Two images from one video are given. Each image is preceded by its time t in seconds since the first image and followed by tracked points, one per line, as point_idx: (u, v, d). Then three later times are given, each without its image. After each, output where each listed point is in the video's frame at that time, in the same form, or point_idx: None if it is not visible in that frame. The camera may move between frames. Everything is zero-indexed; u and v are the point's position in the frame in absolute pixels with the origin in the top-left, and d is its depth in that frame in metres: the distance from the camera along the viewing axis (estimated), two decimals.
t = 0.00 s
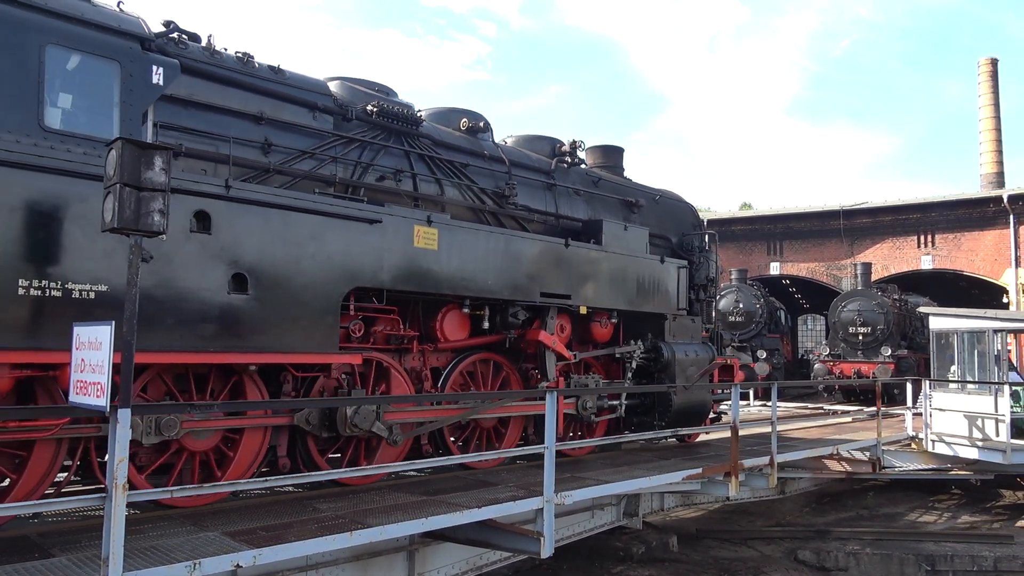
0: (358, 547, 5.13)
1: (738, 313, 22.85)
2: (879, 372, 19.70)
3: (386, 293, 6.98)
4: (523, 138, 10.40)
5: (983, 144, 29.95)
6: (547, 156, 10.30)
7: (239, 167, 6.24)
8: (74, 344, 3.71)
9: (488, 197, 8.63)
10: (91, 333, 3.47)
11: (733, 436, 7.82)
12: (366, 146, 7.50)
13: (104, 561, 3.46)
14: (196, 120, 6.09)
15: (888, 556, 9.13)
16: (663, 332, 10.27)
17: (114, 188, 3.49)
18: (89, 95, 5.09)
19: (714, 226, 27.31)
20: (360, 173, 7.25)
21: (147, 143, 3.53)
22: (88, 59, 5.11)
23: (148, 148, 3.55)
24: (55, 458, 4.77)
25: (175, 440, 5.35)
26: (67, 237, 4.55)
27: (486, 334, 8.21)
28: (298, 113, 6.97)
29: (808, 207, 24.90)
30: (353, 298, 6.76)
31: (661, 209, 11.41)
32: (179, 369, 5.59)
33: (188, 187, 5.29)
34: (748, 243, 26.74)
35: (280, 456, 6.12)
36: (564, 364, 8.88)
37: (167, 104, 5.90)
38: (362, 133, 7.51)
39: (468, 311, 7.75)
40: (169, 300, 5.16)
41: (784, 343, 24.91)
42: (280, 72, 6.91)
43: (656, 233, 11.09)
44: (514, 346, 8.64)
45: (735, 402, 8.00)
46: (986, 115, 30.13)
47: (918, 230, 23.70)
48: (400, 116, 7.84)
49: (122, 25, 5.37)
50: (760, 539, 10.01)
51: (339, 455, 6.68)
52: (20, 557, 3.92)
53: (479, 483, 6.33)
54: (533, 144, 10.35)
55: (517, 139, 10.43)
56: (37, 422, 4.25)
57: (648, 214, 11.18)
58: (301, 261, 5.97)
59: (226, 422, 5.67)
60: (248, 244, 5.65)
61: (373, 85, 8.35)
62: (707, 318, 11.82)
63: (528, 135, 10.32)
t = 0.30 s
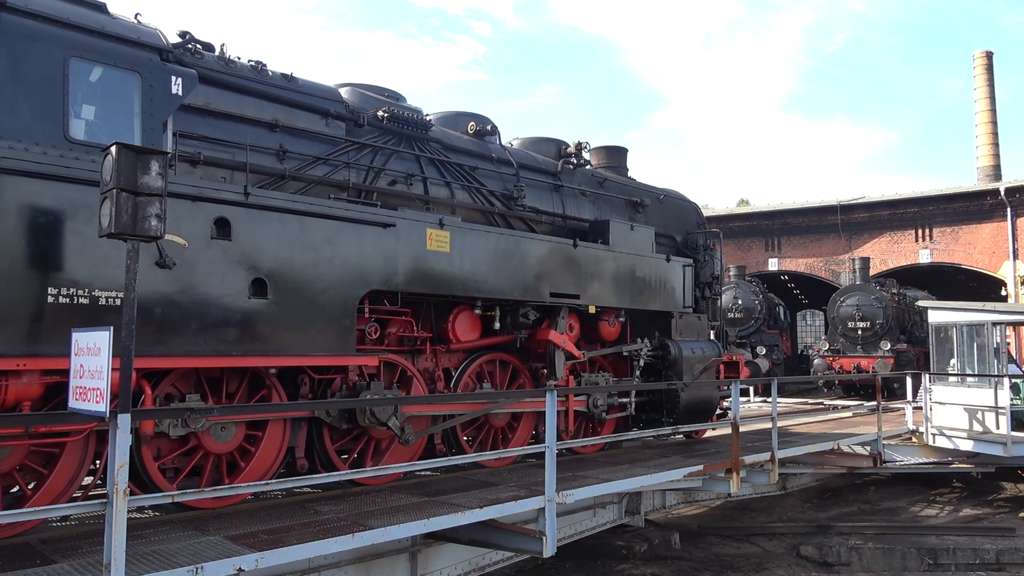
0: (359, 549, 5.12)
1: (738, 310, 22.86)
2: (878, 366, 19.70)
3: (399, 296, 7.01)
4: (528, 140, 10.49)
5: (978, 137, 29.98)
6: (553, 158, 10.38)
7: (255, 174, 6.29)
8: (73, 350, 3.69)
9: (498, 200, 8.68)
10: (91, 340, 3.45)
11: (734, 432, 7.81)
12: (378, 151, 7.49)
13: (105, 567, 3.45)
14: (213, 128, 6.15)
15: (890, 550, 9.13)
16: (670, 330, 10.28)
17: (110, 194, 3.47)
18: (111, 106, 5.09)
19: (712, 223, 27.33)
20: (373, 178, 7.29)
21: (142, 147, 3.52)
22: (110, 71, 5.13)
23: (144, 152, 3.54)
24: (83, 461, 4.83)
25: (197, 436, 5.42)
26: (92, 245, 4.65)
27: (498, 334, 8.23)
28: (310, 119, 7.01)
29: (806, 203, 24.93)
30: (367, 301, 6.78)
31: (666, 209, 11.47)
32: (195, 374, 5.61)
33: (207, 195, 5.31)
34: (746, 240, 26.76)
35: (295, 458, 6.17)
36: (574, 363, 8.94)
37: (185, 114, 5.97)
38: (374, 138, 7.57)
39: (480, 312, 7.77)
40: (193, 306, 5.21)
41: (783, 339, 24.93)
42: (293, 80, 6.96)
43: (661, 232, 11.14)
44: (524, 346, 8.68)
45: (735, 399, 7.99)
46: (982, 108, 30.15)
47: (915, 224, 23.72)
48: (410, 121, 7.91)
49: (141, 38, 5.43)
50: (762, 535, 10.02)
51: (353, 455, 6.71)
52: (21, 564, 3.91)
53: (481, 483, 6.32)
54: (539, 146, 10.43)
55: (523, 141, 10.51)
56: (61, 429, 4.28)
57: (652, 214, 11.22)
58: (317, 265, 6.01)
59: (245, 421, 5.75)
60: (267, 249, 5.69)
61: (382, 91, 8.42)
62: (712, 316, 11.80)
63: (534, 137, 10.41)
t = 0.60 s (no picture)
0: (359, 548, 5.12)
1: (737, 308, 22.85)
2: (878, 364, 19.70)
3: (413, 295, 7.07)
4: (536, 141, 10.52)
5: (977, 135, 30.00)
6: (561, 159, 10.41)
7: (274, 176, 6.41)
8: (73, 349, 3.68)
9: (508, 200, 8.77)
10: (92, 340, 3.43)
11: (734, 431, 7.81)
12: (392, 153, 7.63)
13: (105, 566, 3.45)
14: (233, 131, 6.29)
15: (890, 548, 9.13)
16: (677, 328, 10.30)
17: (109, 193, 3.46)
18: (135, 110, 5.22)
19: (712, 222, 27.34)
20: (387, 180, 7.38)
21: (141, 146, 3.51)
22: (135, 76, 5.24)
23: (143, 151, 3.54)
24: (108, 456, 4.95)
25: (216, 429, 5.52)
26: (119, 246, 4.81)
27: (509, 333, 8.24)
28: (326, 122, 7.12)
29: (806, 201, 24.95)
30: (382, 302, 6.84)
31: (672, 209, 11.49)
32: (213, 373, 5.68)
33: (229, 196, 5.43)
34: (746, 238, 26.77)
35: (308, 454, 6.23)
36: (584, 361, 8.96)
37: (206, 117, 6.12)
38: (388, 141, 7.67)
39: (492, 311, 7.80)
40: (216, 306, 5.30)
41: (783, 337, 24.93)
42: (308, 83, 7.07)
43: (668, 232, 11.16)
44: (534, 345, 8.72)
45: (735, 397, 7.99)
46: (981, 106, 30.15)
47: (915, 222, 23.73)
48: (423, 123, 7.99)
49: (162, 42, 5.49)
50: (761, 533, 10.03)
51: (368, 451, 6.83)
52: (21, 563, 3.91)
53: (480, 482, 6.31)
54: (547, 147, 10.47)
55: (531, 142, 10.53)
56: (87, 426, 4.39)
57: (659, 214, 11.24)
58: (335, 266, 6.09)
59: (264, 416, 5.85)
60: (286, 250, 5.76)
61: (395, 93, 8.53)
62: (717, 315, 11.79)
63: (542, 137, 10.45)
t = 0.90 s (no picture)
0: (359, 545, 5.12)
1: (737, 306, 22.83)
2: (878, 363, 19.70)
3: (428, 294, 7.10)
4: (545, 141, 10.54)
5: (977, 133, 30.02)
6: (570, 159, 10.42)
7: (292, 177, 6.44)
8: (73, 347, 3.67)
9: (519, 200, 8.81)
10: (92, 337, 3.42)
11: (733, 429, 7.81)
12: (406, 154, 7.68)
13: (105, 563, 3.45)
14: (252, 133, 6.35)
15: (889, 546, 9.14)
16: (684, 327, 10.34)
17: (109, 189, 3.45)
18: (158, 112, 5.39)
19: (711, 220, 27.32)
20: (401, 180, 7.45)
21: (141, 143, 3.50)
22: (159, 79, 5.43)
23: (142, 148, 3.52)
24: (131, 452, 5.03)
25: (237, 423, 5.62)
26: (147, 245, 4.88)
27: (519, 331, 8.29)
28: (342, 124, 7.18)
29: (805, 200, 24.95)
30: (397, 300, 6.82)
31: (679, 209, 11.51)
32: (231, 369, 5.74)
33: (250, 197, 5.48)
34: (746, 236, 26.76)
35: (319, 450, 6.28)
36: (594, 359, 9.01)
37: (225, 118, 6.18)
38: (402, 142, 7.72)
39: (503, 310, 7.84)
40: (239, 305, 5.37)
41: (782, 335, 24.94)
42: (324, 85, 7.14)
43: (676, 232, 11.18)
44: (544, 344, 8.74)
45: (734, 395, 7.98)
46: (981, 104, 30.15)
47: (915, 220, 23.73)
48: (436, 124, 8.04)
49: (185, 45, 5.68)
50: (761, 531, 10.04)
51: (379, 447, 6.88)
52: (21, 560, 3.90)
53: (480, 479, 6.31)
54: (556, 147, 10.48)
55: (540, 142, 10.56)
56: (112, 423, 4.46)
57: (666, 213, 11.27)
58: (353, 265, 6.15)
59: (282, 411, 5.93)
60: (305, 250, 5.83)
61: (408, 95, 8.60)
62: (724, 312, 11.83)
63: (550, 138, 10.46)
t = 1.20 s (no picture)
0: (360, 542, 5.12)
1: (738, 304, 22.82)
2: (878, 362, 19.70)
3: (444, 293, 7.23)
4: (555, 141, 10.56)
5: (979, 132, 29.96)
6: (579, 160, 10.46)
7: (312, 178, 6.55)
8: (73, 344, 3.68)
9: (531, 200, 8.90)
10: (92, 334, 3.43)
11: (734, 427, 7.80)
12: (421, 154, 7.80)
13: (106, 560, 3.44)
14: (273, 134, 6.46)
15: (889, 545, 9.14)
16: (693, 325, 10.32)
17: (110, 186, 3.45)
18: (184, 114, 5.58)
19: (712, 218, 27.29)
20: (417, 181, 7.56)
21: (142, 140, 3.50)
22: (184, 81, 5.64)
23: (144, 145, 3.52)
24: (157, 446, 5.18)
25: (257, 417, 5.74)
26: (175, 244, 5.06)
27: (531, 329, 8.41)
28: (360, 126, 7.27)
29: (806, 199, 24.92)
30: (412, 299, 6.96)
31: (687, 208, 11.55)
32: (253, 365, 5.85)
33: (273, 198, 5.65)
34: (747, 235, 26.74)
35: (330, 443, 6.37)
36: (604, 357, 9.12)
37: (247, 120, 6.29)
38: (419, 143, 7.82)
39: (516, 308, 7.96)
40: (263, 302, 5.54)
41: (783, 334, 24.93)
42: (342, 87, 7.23)
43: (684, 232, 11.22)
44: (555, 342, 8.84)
45: (735, 393, 7.97)
46: (983, 103, 30.08)
47: (916, 219, 23.70)
48: (451, 125, 8.12)
49: (208, 49, 5.90)
50: (761, 530, 10.04)
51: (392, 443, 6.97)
52: (21, 556, 3.90)
53: (480, 477, 6.32)
54: (566, 147, 10.50)
55: (549, 142, 10.58)
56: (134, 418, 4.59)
57: (674, 213, 11.31)
58: (371, 264, 6.31)
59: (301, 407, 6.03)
60: (326, 249, 5.99)
61: (423, 96, 8.67)
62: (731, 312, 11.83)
63: (561, 138, 10.48)
